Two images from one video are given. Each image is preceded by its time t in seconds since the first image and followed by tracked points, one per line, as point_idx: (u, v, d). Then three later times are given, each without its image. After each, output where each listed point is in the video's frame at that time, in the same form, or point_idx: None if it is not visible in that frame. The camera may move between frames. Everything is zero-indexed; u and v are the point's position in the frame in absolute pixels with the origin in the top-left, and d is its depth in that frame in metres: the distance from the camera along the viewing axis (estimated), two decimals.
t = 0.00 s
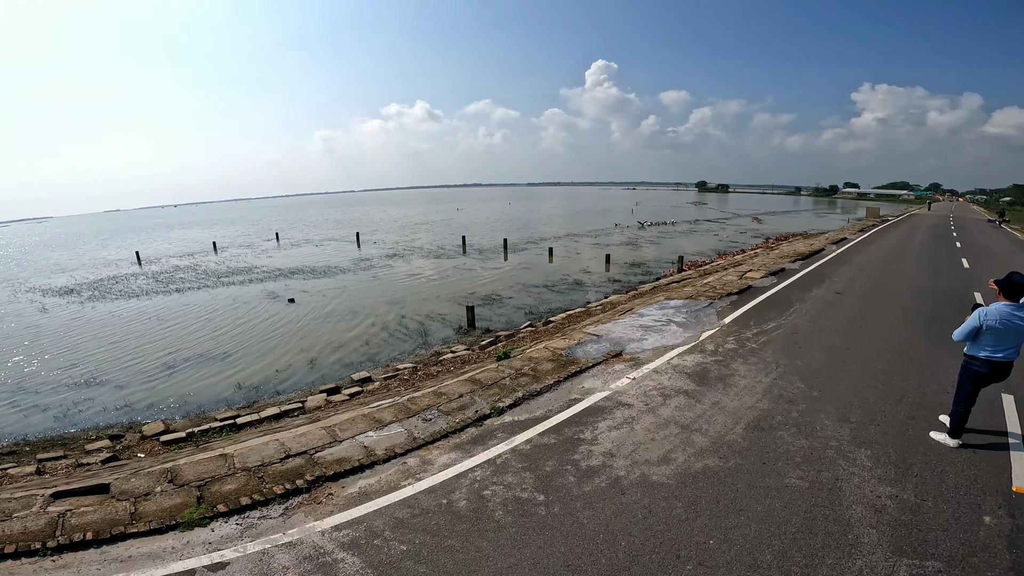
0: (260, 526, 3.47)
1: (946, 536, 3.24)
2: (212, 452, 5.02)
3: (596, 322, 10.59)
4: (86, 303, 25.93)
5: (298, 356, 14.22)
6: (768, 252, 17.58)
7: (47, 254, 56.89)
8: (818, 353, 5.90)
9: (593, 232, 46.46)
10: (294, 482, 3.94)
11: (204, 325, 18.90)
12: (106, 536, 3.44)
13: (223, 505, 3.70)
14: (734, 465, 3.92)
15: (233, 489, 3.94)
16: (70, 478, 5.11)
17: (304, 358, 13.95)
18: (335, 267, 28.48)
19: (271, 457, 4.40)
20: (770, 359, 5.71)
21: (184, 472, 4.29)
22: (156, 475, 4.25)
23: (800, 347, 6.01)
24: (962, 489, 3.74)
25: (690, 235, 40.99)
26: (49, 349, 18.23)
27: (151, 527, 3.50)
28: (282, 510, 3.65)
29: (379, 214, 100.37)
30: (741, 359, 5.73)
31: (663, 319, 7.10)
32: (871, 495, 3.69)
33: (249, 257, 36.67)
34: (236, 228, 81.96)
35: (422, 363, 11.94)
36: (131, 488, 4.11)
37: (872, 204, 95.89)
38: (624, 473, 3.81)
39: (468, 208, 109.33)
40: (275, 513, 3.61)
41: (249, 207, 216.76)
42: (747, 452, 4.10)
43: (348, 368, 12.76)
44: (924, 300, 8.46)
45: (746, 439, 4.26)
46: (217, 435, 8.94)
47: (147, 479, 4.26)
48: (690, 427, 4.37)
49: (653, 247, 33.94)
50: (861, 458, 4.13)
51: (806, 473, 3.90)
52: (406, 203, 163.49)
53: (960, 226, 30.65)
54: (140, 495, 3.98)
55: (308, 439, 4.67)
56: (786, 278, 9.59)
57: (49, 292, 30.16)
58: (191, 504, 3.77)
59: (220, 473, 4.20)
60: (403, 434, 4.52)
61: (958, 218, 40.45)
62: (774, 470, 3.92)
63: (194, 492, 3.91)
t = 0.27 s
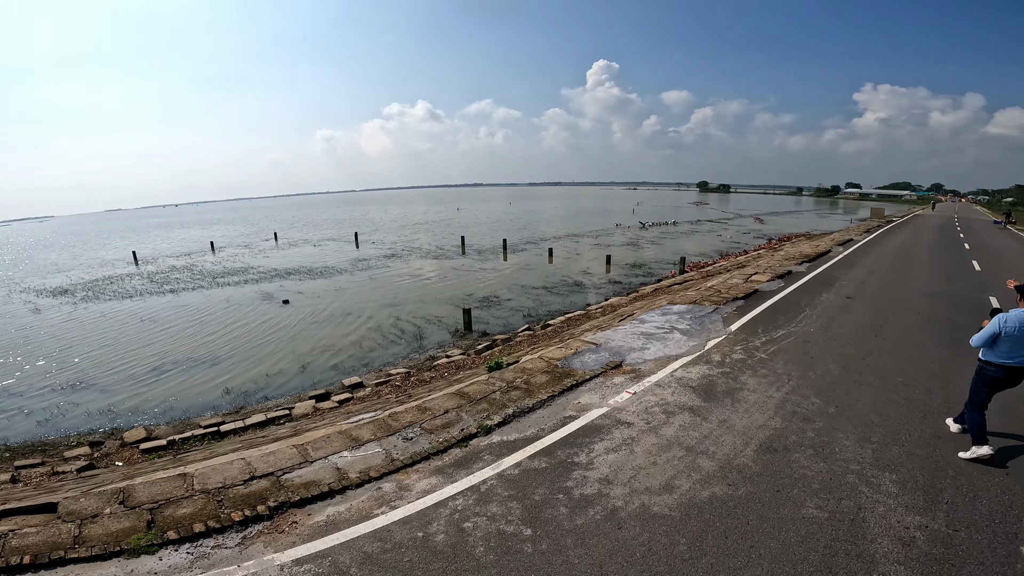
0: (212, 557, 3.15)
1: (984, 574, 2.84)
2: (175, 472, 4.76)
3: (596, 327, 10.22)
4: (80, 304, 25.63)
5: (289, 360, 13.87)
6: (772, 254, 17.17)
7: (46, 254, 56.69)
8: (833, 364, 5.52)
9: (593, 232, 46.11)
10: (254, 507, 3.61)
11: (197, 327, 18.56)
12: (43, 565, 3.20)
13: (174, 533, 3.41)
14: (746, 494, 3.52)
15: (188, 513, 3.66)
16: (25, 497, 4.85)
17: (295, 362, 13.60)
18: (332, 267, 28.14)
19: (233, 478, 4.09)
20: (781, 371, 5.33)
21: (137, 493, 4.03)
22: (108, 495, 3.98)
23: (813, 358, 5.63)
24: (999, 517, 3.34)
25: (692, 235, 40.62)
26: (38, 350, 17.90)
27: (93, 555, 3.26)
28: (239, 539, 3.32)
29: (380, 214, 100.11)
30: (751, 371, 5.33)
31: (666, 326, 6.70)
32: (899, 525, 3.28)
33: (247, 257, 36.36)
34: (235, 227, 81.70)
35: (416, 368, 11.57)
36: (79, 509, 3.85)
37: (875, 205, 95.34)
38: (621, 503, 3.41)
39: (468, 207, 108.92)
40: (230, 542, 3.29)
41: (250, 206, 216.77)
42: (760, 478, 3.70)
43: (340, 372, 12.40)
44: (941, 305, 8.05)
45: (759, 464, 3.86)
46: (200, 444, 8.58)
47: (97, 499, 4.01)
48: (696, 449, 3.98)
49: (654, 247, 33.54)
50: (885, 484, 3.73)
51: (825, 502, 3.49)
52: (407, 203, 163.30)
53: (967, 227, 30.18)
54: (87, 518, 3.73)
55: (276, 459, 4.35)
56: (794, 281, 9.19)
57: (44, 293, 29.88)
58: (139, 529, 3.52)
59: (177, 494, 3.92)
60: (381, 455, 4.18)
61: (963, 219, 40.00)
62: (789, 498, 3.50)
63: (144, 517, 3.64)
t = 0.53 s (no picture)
0: None
1: None
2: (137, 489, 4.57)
3: (593, 331, 9.90)
4: (75, 305, 25.39)
5: (280, 363, 13.60)
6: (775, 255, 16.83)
7: (44, 254, 56.52)
8: (843, 375, 5.20)
9: (594, 233, 45.78)
10: (210, 531, 3.39)
11: (189, 329, 18.29)
12: None
13: (120, 556, 3.23)
14: (750, 524, 3.16)
15: (139, 533, 3.48)
16: None
17: (286, 366, 13.32)
18: (329, 267, 27.85)
19: (192, 497, 3.88)
20: (787, 384, 5.01)
21: (88, 511, 3.86)
22: (58, 512, 3.82)
23: (822, 369, 5.31)
24: None
25: (693, 235, 40.27)
26: (28, 352, 17.64)
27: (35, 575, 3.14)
28: (190, 565, 3.11)
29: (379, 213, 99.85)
30: (755, 384, 5.01)
31: (665, 333, 6.38)
32: (919, 558, 2.93)
33: (244, 257, 36.10)
34: (234, 226, 81.43)
35: (409, 374, 11.26)
36: (27, 526, 3.70)
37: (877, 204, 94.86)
38: (611, 535, 3.08)
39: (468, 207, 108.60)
40: (181, 569, 3.09)
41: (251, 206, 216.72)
42: (765, 507, 3.35)
43: (331, 377, 12.11)
44: (954, 310, 7.70)
45: (764, 489, 3.52)
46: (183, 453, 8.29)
47: (47, 516, 3.84)
48: (695, 472, 3.66)
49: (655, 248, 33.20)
50: (902, 511, 3.39)
51: (836, 532, 3.13)
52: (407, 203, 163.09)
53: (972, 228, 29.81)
54: (33, 537, 3.58)
55: (241, 477, 4.11)
56: (799, 284, 8.85)
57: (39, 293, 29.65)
58: (86, 548, 3.38)
59: (129, 513, 3.75)
60: (353, 476, 3.90)
61: (965, 218, 39.71)
62: (797, 529, 3.14)
63: (91, 537, 3.47)
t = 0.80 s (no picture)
0: None
1: None
2: (91, 504, 4.28)
3: (591, 335, 9.61)
4: (68, 305, 25.14)
5: (270, 366, 13.32)
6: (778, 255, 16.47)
7: (42, 254, 56.39)
8: (853, 386, 4.89)
9: (594, 232, 45.40)
10: (162, 553, 3.18)
11: (181, 331, 18.00)
12: None
13: None
14: (753, 557, 2.83)
15: (84, 554, 3.26)
16: None
17: (276, 368, 13.05)
18: (326, 267, 27.54)
19: (146, 516, 3.65)
20: (793, 396, 4.70)
21: (35, 527, 3.59)
22: (2, 529, 3.54)
23: (832, 379, 4.99)
24: None
25: (694, 234, 39.93)
26: (16, 354, 17.35)
27: None
28: None
29: (379, 213, 99.61)
30: (759, 396, 4.70)
31: (664, 339, 6.06)
32: None
33: (241, 256, 35.79)
34: (233, 225, 81.21)
35: (402, 378, 10.95)
36: None
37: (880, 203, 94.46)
38: (598, 571, 2.75)
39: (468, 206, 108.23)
40: None
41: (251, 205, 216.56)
42: (769, 536, 3.02)
43: (322, 381, 11.82)
44: (966, 314, 7.36)
45: (769, 516, 3.20)
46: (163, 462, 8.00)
47: None
48: (694, 497, 3.35)
49: (656, 247, 32.82)
50: (921, 538, 3.06)
51: (848, 566, 2.80)
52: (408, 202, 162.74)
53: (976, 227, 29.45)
54: None
55: (201, 494, 3.87)
56: (804, 286, 8.52)
57: (33, 293, 29.40)
58: (26, 570, 3.13)
59: (77, 532, 3.49)
60: (322, 497, 3.61)
61: (970, 218, 39.27)
62: (804, 561, 2.81)
63: (35, 556, 3.23)
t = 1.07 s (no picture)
0: None
1: None
2: (44, 521, 3.98)
3: (587, 336, 9.30)
4: (60, 305, 24.81)
5: (260, 367, 13.04)
6: (779, 252, 16.14)
7: (38, 253, 56.01)
8: (864, 397, 4.59)
9: (593, 228, 45.05)
10: None
11: (172, 332, 17.69)
12: None
13: None
14: None
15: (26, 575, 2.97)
16: None
17: (267, 370, 12.78)
18: (321, 265, 27.21)
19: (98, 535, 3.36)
20: (800, 409, 4.40)
21: None
22: None
23: (841, 389, 4.70)
24: None
25: (694, 230, 39.60)
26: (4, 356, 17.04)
27: None
28: None
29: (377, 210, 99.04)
30: (764, 408, 4.40)
31: (663, 343, 5.75)
32: None
33: (236, 255, 35.41)
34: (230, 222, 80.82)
35: (394, 381, 10.65)
36: None
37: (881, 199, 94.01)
38: None
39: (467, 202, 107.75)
40: None
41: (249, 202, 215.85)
42: (776, 569, 2.71)
43: (312, 383, 11.55)
44: (978, 315, 7.05)
45: (776, 545, 2.89)
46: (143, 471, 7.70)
47: None
48: (693, 524, 3.04)
49: (655, 244, 32.45)
50: (945, 569, 2.75)
51: None
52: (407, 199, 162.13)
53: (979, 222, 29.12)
54: None
55: (160, 512, 3.60)
56: (808, 286, 8.20)
57: (25, 293, 29.06)
58: None
59: (25, 550, 3.21)
60: (288, 519, 3.33)
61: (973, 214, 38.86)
62: None
63: None
